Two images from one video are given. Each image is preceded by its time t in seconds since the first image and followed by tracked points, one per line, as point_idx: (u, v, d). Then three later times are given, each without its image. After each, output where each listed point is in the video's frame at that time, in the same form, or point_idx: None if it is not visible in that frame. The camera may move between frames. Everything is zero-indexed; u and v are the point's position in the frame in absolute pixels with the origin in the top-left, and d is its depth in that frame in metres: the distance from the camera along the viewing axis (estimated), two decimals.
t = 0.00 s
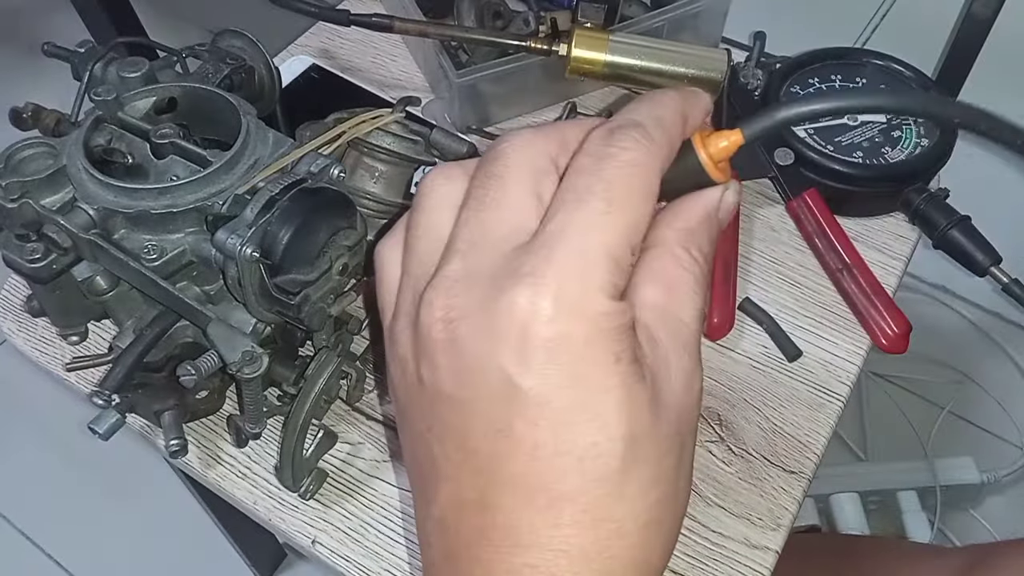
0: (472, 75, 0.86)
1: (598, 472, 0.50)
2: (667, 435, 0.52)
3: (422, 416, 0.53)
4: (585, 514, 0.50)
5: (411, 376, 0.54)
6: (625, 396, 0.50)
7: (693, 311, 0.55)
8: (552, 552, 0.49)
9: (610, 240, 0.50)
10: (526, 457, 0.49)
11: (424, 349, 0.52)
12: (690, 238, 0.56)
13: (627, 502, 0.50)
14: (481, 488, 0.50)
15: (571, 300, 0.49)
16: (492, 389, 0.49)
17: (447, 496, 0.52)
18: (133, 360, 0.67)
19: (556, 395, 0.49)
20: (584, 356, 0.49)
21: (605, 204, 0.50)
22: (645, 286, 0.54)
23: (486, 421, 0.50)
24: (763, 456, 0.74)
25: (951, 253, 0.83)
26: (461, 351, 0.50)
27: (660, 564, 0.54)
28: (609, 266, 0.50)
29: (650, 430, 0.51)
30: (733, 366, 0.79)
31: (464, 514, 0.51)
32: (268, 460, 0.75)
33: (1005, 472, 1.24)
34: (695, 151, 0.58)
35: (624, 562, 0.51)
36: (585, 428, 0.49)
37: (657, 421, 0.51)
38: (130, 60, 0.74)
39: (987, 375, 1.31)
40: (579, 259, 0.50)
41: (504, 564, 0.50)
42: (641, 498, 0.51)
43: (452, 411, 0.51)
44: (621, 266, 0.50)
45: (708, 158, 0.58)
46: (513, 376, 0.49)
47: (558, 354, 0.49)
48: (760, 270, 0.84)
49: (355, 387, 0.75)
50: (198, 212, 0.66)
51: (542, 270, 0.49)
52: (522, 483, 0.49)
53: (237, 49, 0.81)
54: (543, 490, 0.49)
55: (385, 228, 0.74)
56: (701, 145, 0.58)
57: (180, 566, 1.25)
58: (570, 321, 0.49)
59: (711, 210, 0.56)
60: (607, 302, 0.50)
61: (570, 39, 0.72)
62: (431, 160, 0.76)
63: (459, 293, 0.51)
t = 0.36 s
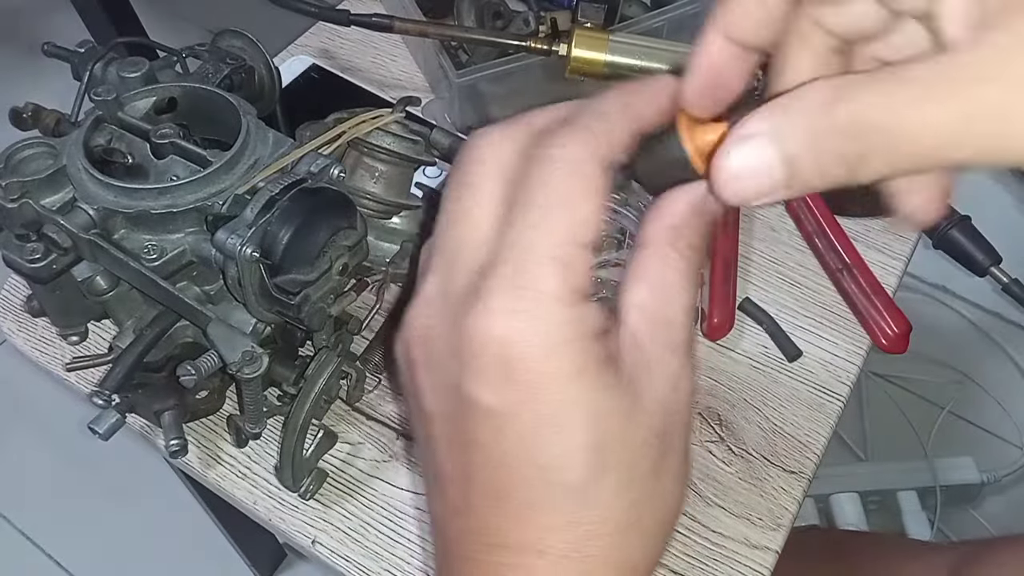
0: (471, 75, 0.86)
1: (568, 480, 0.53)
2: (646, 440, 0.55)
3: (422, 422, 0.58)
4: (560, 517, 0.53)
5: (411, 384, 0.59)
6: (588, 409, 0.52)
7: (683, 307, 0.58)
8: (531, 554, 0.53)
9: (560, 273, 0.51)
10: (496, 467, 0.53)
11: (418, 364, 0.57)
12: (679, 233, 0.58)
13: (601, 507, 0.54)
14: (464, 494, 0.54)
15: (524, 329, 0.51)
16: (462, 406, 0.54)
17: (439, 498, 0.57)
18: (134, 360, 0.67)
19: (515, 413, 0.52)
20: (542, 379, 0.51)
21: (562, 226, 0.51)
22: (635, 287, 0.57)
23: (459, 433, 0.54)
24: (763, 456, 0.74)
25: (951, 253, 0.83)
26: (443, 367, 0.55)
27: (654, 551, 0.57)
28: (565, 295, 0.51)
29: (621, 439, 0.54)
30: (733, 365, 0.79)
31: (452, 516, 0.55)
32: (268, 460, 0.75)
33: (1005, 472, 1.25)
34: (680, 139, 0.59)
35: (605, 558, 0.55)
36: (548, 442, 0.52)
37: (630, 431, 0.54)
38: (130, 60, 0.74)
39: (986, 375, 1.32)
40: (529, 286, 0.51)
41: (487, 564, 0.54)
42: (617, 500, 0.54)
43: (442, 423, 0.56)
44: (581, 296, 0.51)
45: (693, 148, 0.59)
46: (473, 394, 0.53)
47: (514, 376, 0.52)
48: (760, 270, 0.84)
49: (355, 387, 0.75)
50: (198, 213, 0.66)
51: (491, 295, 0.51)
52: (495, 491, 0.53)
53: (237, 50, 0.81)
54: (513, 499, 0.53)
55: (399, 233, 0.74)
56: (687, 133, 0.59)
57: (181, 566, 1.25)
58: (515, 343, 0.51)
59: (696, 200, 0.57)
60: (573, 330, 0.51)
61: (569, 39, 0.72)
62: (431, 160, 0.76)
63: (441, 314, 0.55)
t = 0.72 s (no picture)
0: (472, 75, 0.86)
1: (509, 473, 0.53)
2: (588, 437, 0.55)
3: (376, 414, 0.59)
4: (502, 512, 0.54)
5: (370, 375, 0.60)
6: (531, 401, 0.53)
7: (635, 308, 0.57)
8: (473, 548, 0.53)
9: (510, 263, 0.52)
10: (439, 456, 0.53)
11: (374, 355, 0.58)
12: (629, 233, 0.57)
13: (545, 504, 0.54)
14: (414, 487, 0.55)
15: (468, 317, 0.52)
16: (412, 394, 0.54)
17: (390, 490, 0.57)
18: (133, 360, 0.67)
19: (460, 400, 0.53)
20: (485, 367, 0.52)
21: (505, 219, 0.52)
22: (588, 286, 0.57)
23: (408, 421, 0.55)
24: (763, 456, 0.74)
25: (951, 253, 0.83)
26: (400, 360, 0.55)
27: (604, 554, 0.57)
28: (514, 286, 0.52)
29: (564, 434, 0.54)
30: (733, 366, 0.79)
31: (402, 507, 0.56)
32: (268, 460, 0.75)
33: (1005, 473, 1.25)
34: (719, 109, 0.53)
35: (550, 556, 0.55)
36: (486, 431, 0.53)
37: (570, 425, 0.54)
38: (130, 60, 0.74)
39: (987, 375, 1.32)
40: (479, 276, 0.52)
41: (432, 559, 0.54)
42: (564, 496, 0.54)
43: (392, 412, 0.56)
44: (528, 289, 0.52)
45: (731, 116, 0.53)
46: (422, 381, 0.54)
47: (460, 363, 0.53)
48: (760, 270, 0.84)
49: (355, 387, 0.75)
50: (198, 213, 0.66)
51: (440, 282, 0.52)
52: (439, 483, 0.54)
53: (237, 50, 0.81)
54: (457, 489, 0.53)
55: (386, 229, 0.73)
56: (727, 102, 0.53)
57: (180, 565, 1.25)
58: (458, 331, 0.52)
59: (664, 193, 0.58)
60: (518, 323, 0.52)
61: (570, 40, 0.72)
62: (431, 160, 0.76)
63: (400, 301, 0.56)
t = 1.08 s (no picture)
0: (472, 75, 0.86)
1: (559, 482, 0.52)
2: (637, 453, 0.54)
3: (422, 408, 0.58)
4: (543, 521, 0.53)
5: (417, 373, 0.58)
6: (593, 413, 0.52)
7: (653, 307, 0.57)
8: (505, 555, 0.53)
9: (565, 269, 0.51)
10: (488, 459, 0.53)
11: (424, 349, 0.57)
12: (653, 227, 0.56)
13: (583, 520, 0.53)
14: (459, 490, 0.54)
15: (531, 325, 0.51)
16: (468, 394, 0.53)
17: (429, 491, 0.56)
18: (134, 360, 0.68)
19: (521, 405, 0.52)
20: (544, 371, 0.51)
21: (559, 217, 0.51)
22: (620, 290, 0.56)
23: (461, 422, 0.54)
24: (763, 456, 0.74)
25: (951, 253, 0.83)
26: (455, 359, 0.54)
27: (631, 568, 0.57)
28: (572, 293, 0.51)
29: (613, 449, 0.53)
30: (732, 366, 0.79)
31: (439, 508, 0.55)
32: (268, 460, 0.75)
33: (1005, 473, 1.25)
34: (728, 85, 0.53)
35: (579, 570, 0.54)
36: (543, 438, 0.52)
37: (625, 442, 0.53)
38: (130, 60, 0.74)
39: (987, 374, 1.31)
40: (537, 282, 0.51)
41: (460, 562, 0.53)
42: (599, 512, 0.54)
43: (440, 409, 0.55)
44: (587, 298, 0.51)
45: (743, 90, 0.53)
46: (482, 382, 0.53)
47: (524, 367, 0.52)
48: (760, 270, 0.84)
49: (356, 387, 0.74)
50: (198, 213, 0.66)
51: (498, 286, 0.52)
52: (483, 487, 0.53)
53: (237, 50, 0.81)
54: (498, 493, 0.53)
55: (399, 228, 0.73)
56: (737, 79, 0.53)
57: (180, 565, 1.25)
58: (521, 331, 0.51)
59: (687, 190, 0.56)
60: (582, 323, 0.51)
61: (569, 40, 0.71)
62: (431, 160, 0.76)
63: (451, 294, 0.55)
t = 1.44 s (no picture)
0: (471, 75, 0.86)
1: (581, 425, 0.52)
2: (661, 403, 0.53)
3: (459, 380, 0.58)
4: (564, 466, 0.52)
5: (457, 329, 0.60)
6: (616, 351, 0.52)
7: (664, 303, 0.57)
8: (523, 497, 0.52)
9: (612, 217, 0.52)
10: (516, 402, 0.53)
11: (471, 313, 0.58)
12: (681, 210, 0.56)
13: (603, 465, 0.52)
14: (489, 437, 0.54)
15: (569, 268, 0.52)
16: (503, 338, 0.54)
17: (461, 442, 0.56)
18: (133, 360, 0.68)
19: (554, 347, 0.52)
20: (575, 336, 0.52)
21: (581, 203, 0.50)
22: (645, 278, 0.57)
23: (494, 364, 0.54)
24: (763, 456, 0.74)
25: (951, 252, 0.83)
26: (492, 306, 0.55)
27: (654, 543, 0.55)
28: (616, 241, 0.52)
29: (633, 393, 0.52)
30: (733, 365, 0.79)
31: (467, 457, 0.55)
32: (268, 460, 0.75)
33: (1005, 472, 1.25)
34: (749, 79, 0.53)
35: (598, 522, 0.52)
36: (570, 379, 0.52)
37: (646, 386, 0.53)
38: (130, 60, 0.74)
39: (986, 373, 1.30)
40: (585, 228, 0.52)
41: (483, 506, 0.53)
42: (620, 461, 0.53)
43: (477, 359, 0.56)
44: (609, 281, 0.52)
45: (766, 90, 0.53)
46: (517, 323, 0.53)
47: (558, 309, 0.52)
48: (760, 270, 0.84)
49: (355, 387, 0.74)
50: (198, 213, 0.66)
51: (547, 229, 0.53)
52: (511, 429, 0.53)
53: (237, 50, 0.81)
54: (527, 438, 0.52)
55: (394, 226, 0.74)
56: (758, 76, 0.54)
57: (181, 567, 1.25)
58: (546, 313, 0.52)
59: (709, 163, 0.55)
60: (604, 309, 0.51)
61: (569, 40, 0.71)
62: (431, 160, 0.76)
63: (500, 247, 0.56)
